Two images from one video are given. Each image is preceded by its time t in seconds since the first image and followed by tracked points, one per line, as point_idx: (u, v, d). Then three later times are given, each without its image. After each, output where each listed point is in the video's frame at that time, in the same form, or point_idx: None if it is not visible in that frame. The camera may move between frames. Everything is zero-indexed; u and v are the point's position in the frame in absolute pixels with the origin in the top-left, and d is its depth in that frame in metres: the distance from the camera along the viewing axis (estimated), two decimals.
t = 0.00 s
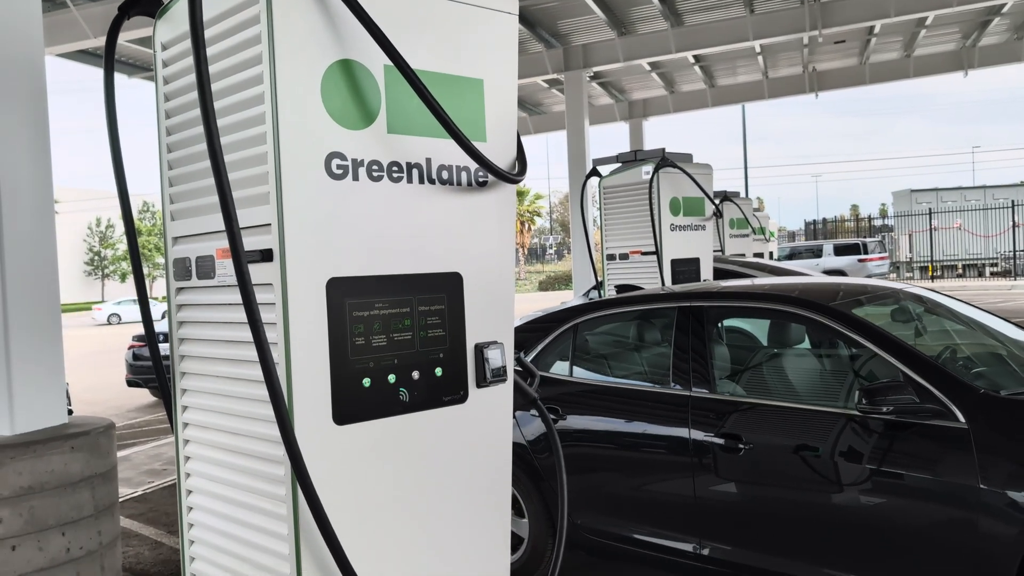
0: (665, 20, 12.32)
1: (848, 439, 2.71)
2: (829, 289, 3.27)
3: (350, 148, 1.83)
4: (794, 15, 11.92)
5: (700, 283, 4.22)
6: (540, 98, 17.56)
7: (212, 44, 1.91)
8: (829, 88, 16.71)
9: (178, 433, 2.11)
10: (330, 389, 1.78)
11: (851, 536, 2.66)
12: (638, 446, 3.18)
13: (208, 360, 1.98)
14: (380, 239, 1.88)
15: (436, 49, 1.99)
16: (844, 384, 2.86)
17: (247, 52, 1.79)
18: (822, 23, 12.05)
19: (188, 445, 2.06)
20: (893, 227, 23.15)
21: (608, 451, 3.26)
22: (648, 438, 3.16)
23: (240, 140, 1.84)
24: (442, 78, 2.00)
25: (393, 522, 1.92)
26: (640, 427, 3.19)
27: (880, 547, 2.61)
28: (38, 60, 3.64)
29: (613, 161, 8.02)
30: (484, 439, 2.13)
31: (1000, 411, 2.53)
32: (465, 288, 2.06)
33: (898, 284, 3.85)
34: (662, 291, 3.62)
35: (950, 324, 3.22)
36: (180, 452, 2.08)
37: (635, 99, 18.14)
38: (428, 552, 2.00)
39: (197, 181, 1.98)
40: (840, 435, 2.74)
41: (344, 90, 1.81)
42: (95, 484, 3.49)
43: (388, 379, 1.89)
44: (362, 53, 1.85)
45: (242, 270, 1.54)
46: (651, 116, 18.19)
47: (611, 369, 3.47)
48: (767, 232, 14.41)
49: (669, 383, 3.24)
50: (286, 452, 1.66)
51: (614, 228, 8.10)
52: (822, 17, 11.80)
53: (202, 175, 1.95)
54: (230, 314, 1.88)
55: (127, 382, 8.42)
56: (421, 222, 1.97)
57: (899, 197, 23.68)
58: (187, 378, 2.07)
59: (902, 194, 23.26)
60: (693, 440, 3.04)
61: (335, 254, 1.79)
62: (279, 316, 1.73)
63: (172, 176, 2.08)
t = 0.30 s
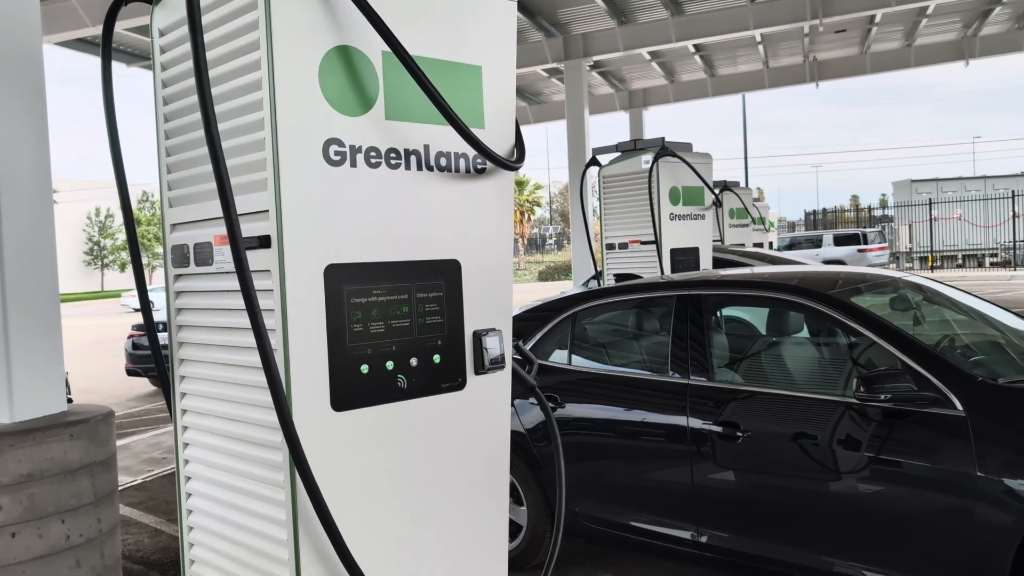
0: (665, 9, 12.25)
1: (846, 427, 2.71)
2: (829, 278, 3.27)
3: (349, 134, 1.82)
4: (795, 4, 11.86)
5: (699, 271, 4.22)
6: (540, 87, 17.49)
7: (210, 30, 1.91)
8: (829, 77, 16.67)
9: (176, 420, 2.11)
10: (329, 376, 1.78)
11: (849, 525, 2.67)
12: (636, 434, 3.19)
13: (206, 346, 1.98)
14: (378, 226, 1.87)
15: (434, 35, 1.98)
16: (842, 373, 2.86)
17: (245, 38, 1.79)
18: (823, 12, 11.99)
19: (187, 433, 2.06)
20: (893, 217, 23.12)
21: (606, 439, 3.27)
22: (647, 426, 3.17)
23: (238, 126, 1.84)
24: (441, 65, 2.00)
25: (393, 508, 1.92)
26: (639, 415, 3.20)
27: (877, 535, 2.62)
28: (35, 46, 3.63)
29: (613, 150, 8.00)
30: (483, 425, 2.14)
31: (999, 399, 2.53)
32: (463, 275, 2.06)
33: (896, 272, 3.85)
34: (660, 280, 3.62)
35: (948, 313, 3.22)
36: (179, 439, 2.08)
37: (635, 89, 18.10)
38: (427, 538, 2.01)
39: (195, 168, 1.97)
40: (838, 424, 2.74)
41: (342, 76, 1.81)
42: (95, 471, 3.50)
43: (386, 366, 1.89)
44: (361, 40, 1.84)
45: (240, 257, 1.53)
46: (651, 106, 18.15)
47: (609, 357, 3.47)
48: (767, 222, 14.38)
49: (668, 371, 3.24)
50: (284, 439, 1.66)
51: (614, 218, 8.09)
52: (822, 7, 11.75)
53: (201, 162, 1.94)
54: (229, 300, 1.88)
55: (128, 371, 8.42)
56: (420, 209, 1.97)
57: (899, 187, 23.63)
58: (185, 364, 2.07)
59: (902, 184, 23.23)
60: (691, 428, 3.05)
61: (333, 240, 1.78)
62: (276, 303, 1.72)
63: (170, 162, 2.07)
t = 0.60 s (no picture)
0: None
1: (844, 415, 2.71)
2: (828, 266, 3.26)
3: (346, 119, 1.81)
4: None
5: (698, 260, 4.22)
6: (541, 77, 17.44)
7: (207, 14, 1.89)
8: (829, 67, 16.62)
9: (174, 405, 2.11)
10: (327, 361, 1.78)
11: (847, 512, 2.68)
12: (635, 421, 3.20)
13: (204, 332, 1.98)
14: (376, 211, 1.87)
15: (432, 20, 1.97)
16: (841, 360, 2.86)
17: (241, 22, 1.78)
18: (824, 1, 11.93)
19: (185, 419, 2.06)
20: (893, 208, 23.10)
21: (605, 427, 3.27)
22: (646, 414, 3.17)
23: (235, 112, 1.83)
24: (438, 50, 1.99)
25: (391, 495, 1.92)
26: (638, 403, 3.21)
27: (875, 523, 2.63)
28: (33, 31, 3.61)
29: (613, 139, 7.98)
30: (481, 411, 2.14)
31: (997, 386, 2.53)
32: (461, 261, 2.06)
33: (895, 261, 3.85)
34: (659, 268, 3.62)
35: (947, 301, 3.21)
36: (177, 424, 2.08)
37: (635, 78, 18.05)
38: (426, 524, 2.02)
39: (192, 154, 1.97)
40: (836, 412, 2.74)
41: (339, 61, 1.80)
42: (94, 458, 3.50)
43: (383, 352, 1.89)
44: (358, 25, 1.83)
45: (237, 242, 1.53)
46: (651, 96, 18.11)
47: (608, 345, 3.47)
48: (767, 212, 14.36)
49: (667, 359, 3.24)
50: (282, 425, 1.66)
51: (613, 207, 8.08)
52: None
53: (198, 147, 1.94)
54: (226, 285, 1.88)
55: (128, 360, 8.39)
56: (418, 194, 1.96)
57: (899, 177, 23.59)
58: (183, 350, 2.07)
59: (902, 174, 23.19)
60: (689, 416, 3.05)
61: (330, 226, 1.78)
62: (274, 288, 1.72)
63: (168, 148, 2.07)
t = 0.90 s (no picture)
0: None
1: (840, 403, 2.72)
2: (825, 254, 3.26)
3: (342, 104, 1.80)
4: None
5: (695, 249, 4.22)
6: (539, 66, 17.37)
7: None
8: (828, 58, 16.58)
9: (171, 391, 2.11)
10: (323, 346, 1.78)
11: (843, 499, 2.69)
12: (631, 409, 3.20)
13: (199, 318, 1.98)
14: (372, 196, 1.87)
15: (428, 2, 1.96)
16: (837, 348, 2.87)
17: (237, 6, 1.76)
18: None
19: (181, 404, 2.06)
20: (891, 199, 23.09)
21: (602, 415, 3.28)
22: (643, 402, 3.17)
23: (230, 95, 1.82)
24: (434, 34, 1.98)
25: (387, 480, 1.93)
26: (634, 391, 3.21)
27: (871, 510, 2.64)
28: (26, 17, 3.58)
29: (611, 128, 7.96)
30: (478, 398, 2.15)
31: (992, 373, 2.53)
32: (457, 247, 2.05)
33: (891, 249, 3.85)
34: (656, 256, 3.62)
35: (943, 290, 3.22)
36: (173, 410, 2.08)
37: (633, 68, 18.02)
38: (423, 508, 2.02)
39: (188, 139, 1.96)
40: (832, 400, 2.75)
41: (335, 45, 1.79)
42: (90, 446, 3.49)
43: (380, 337, 1.89)
44: (354, 9, 1.82)
45: (233, 226, 1.52)
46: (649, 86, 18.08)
47: (604, 334, 3.48)
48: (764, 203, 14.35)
49: (664, 348, 3.24)
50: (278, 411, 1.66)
51: (611, 197, 8.07)
52: None
53: (194, 132, 1.92)
54: (222, 270, 1.87)
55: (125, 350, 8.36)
56: (414, 179, 1.95)
57: (897, 168, 23.57)
58: (179, 337, 2.06)
59: (900, 165, 23.18)
60: (685, 404, 3.06)
61: (326, 211, 1.77)
62: (270, 273, 1.71)
63: (163, 133, 2.05)
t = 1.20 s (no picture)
0: None
1: (836, 391, 2.72)
2: (821, 243, 3.26)
3: (336, 88, 1.79)
4: None
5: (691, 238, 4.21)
6: (536, 57, 17.33)
7: None
8: (825, 48, 16.53)
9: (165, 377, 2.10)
10: (317, 331, 1.77)
11: (837, 487, 2.70)
12: (627, 398, 3.20)
13: (193, 303, 1.97)
14: (366, 180, 1.85)
15: None
16: (832, 336, 2.87)
17: None
18: None
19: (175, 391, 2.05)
20: (887, 190, 23.09)
21: (597, 404, 3.28)
22: (638, 391, 3.17)
23: (222, 79, 1.80)
24: (430, 18, 1.96)
25: (381, 466, 1.92)
26: (629, 379, 3.21)
27: (865, 498, 2.64)
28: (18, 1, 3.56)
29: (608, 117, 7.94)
30: (474, 384, 2.15)
31: (988, 361, 2.54)
32: (452, 233, 2.05)
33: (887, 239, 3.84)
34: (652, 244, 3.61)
35: (939, 279, 3.22)
36: (167, 396, 2.07)
37: (630, 59, 17.99)
38: (417, 494, 2.02)
39: (181, 123, 1.94)
40: (827, 388, 2.75)
41: (329, 29, 1.77)
42: (84, 435, 3.48)
43: (374, 323, 1.88)
44: None
45: (226, 210, 1.51)
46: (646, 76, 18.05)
47: (600, 322, 3.47)
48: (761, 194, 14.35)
49: (659, 336, 3.24)
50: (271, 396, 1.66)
51: (607, 186, 8.06)
52: None
53: (187, 116, 1.91)
54: (215, 254, 1.86)
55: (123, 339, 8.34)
56: (409, 164, 1.94)
57: (894, 160, 23.56)
58: (172, 323, 2.05)
59: (896, 157, 23.17)
60: (681, 392, 3.06)
61: (320, 197, 1.76)
62: (263, 258, 1.70)
63: (156, 118, 2.04)
